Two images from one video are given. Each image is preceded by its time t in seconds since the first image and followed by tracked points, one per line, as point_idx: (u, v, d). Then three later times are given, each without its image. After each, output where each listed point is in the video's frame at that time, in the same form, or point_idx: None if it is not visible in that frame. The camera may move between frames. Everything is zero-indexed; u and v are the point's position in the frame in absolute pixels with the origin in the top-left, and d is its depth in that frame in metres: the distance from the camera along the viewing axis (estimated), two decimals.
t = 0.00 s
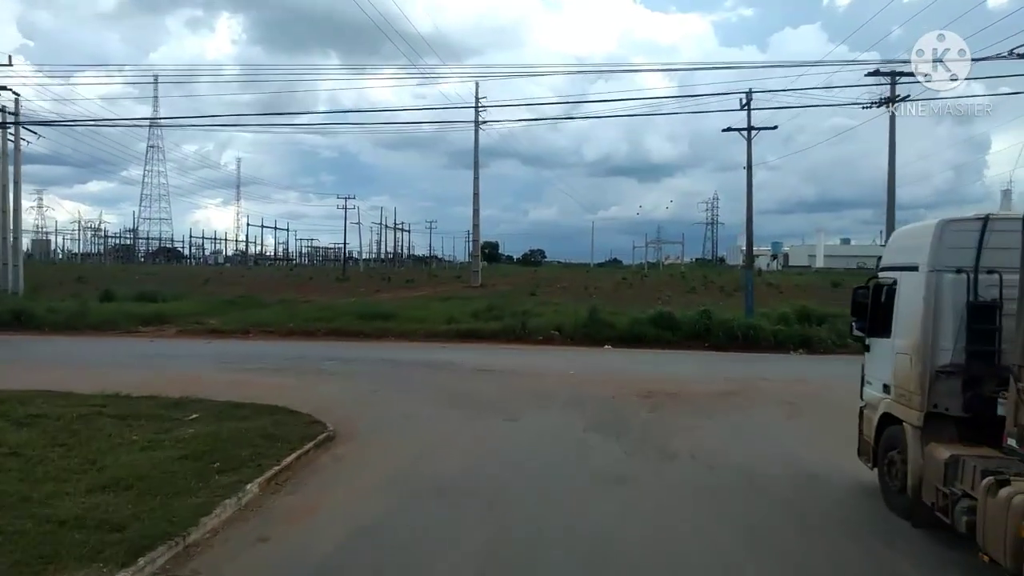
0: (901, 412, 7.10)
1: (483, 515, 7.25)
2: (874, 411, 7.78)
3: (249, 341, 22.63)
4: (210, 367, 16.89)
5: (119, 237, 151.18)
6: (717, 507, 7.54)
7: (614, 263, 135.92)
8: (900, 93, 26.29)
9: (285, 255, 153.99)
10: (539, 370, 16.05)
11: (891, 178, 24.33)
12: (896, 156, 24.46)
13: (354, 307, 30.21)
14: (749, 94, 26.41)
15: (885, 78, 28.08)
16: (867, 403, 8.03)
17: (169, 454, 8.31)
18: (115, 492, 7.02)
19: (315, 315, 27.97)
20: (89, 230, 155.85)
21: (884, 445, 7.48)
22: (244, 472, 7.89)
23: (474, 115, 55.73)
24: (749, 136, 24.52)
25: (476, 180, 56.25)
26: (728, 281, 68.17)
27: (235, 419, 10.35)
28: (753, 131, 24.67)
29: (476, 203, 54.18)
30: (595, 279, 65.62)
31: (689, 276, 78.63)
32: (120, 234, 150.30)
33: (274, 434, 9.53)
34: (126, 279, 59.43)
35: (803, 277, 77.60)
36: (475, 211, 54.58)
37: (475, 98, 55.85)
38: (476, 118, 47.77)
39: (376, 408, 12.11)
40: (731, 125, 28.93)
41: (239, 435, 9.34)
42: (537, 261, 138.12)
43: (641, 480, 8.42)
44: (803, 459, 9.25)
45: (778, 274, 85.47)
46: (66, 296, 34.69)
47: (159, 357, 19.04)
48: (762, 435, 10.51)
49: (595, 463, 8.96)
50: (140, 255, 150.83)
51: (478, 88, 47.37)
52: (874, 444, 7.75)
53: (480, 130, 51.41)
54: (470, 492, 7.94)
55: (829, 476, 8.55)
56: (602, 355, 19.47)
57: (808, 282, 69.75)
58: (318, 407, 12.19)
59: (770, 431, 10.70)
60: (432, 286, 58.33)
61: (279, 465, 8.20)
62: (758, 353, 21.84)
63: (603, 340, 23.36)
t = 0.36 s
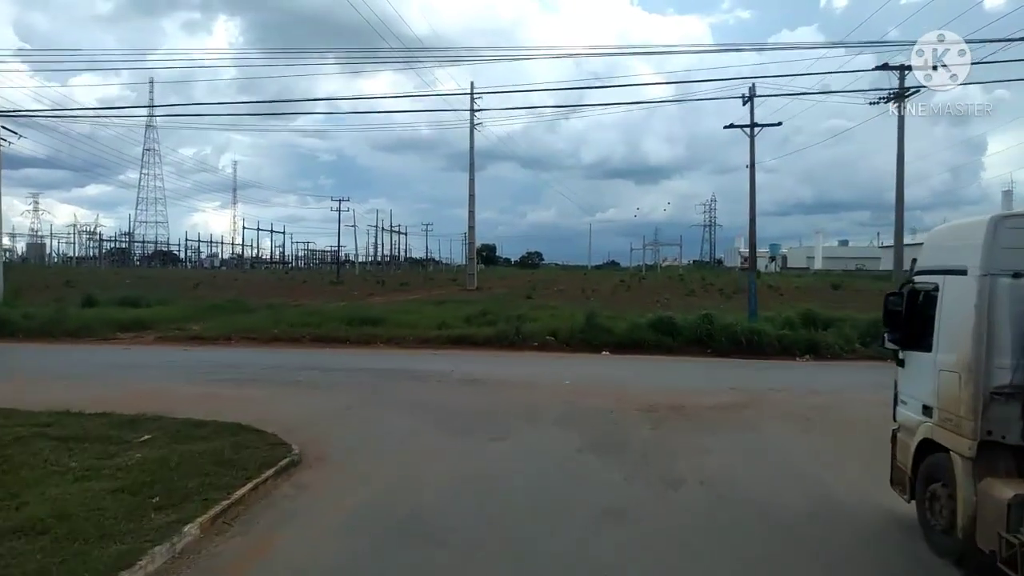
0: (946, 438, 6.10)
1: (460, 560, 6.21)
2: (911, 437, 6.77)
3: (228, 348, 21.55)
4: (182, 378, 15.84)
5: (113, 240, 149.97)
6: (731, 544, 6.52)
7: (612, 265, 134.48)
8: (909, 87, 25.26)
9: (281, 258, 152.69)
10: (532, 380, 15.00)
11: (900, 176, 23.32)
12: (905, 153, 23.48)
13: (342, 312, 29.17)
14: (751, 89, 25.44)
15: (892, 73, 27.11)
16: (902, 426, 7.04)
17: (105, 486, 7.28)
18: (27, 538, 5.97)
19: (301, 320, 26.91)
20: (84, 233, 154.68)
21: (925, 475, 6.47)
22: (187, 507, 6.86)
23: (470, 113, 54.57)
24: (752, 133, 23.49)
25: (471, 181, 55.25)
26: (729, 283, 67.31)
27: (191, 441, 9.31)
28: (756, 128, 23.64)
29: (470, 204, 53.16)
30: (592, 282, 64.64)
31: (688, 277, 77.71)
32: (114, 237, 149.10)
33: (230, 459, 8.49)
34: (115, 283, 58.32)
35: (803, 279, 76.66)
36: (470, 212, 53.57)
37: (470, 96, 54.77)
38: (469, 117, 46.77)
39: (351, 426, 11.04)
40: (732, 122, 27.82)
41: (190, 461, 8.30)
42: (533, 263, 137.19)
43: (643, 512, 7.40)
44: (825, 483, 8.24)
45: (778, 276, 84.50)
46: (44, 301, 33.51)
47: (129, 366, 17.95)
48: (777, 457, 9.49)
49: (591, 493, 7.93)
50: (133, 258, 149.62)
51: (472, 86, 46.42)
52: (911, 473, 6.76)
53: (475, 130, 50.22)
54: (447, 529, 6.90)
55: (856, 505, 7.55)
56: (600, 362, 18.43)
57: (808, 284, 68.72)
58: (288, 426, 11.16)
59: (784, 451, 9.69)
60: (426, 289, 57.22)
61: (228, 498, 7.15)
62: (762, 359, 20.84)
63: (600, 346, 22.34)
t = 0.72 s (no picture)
0: (1010, 468, 5.12)
1: None
2: (961, 463, 5.79)
3: (207, 351, 20.52)
4: (151, 385, 14.80)
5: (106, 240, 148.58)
6: None
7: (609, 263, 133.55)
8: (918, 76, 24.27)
9: (275, 257, 151.38)
10: (525, 386, 14.01)
11: (910, 168, 22.38)
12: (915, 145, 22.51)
13: (331, 312, 28.13)
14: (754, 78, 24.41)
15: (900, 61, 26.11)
16: (948, 448, 6.05)
17: (22, 522, 6.25)
18: None
19: (287, 320, 25.88)
20: (76, 232, 153.17)
21: (980, 510, 5.49)
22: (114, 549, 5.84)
23: (465, 108, 53.48)
24: (757, 124, 22.50)
25: (465, 177, 54.20)
26: (728, 280, 66.36)
27: (139, 462, 8.27)
28: (761, 119, 22.67)
29: (464, 201, 52.11)
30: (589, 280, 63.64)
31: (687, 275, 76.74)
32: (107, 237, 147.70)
33: (178, 485, 7.47)
34: (102, 283, 57.08)
35: (802, 276, 75.79)
36: (464, 209, 52.53)
37: (465, 91, 53.71)
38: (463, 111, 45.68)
39: (324, 442, 10.04)
40: (734, 113, 26.82)
41: (131, 488, 7.28)
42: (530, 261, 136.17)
43: (648, 548, 6.40)
44: (854, 509, 7.26)
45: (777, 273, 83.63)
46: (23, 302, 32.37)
47: (98, 371, 16.89)
48: (795, 477, 8.52)
49: (587, 523, 6.92)
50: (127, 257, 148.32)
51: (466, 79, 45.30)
52: (960, 505, 5.78)
53: (470, 125, 49.21)
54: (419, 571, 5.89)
55: (892, 536, 6.58)
56: (598, 365, 17.43)
57: (808, 281, 67.90)
58: (256, 441, 10.16)
59: (803, 471, 8.72)
60: (420, 288, 56.17)
61: (165, 535, 6.15)
62: (768, 360, 19.89)
63: (598, 347, 21.36)
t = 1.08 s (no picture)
0: None
1: None
2: None
3: (188, 357, 19.53)
4: (120, 395, 13.82)
5: (106, 240, 148.01)
6: None
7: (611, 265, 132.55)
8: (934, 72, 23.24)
9: (275, 258, 150.50)
10: (520, 398, 13.01)
11: (926, 168, 21.36)
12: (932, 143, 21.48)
13: (322, 316, 27.14)
14: (763, 74, 23.38)
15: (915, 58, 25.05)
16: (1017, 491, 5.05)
17: None
18: None
19: (276, 324, 24.89)
20: (76, 232, 152.39)
21: None
22: None
23: (465, 107, 52.56)
24: (766, 120, 21.46)
25: (465, 177, 53.22)
26: (731, 283, 65.34)
27: (76, 493, 7.29)
28: (771, 115, 21.64)
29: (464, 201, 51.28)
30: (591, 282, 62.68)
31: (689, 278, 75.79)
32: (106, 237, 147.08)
33: (114, 524, 6.49)
34: (96, 284, 56.44)
35: (806, 279, 74.78)
36: (463, 209, 51.70)
37: (465, 90, 52.77)
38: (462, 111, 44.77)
39: (296, 464, 9.07)
40: (741, 109, 25.78)
41: (57, 528, 6.29)
42: (531, 263, 135.27)
43: None
44: (894, 556, 6.26)
45: (780, 276, 82.61)
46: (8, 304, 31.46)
47: (68, 379, 15.91)
48: (819, 513, 7.53)
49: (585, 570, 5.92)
50: (126, 258, 147.58)
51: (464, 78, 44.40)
52: None
53: (470, 124, 48.26)
54: None
55: None
56: (598, 374, 16.41)
57: (812, 284, 66.94)
58: (220, 463, 9.18)
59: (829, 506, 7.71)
60: (419, 290, 55.21)
61: None
62: (778, 369, 18.85)
63: (599, 354, 20.33)
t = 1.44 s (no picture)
0: None
1: None
2: None
3: (171, 361, 18.65)
4: (89, 403, 12.92)
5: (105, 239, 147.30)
6: None
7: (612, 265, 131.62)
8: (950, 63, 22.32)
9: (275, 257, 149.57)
10: (515, 408, 12.10)
11: (943, 164, 20.45)
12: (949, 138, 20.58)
13: (315, 317, 26.25)
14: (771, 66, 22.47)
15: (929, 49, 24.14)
16: None
17: None
18: None
19: (266, 324, 24.01)
20: (75, 231, 151.68)
21: None
22: None
23: (464, 104, 51.59)
24: (775, 113, 20.54)
25: (464, 175, 52.24)
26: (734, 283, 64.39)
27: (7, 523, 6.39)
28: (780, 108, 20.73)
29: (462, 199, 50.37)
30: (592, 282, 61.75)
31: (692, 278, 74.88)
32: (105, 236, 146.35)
33: (40, 563, 5.58)
34: (90, 283, 55.72)
35: (810, 279, 73.86)
36: (462, 208, 50.84)
37: (464, 87, 51.84)
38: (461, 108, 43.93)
39: (266, 486, 8.17)
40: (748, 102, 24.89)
41: None
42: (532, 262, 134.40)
43: None
44: None
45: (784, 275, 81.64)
46: None
47: (38, 385, 15.03)
48: (853, 545, 6.64)
49: None
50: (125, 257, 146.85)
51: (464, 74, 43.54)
52: None
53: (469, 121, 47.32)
54: None
55: None
56: (601, 380, 15.49)
57: (816, 284, 65.97)
58: (182, 484, 8.28)
59: (864, 537, 6.81)
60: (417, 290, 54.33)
61: None
62: (789, 374, 17.95)
63: (600, 357, 19.42)
